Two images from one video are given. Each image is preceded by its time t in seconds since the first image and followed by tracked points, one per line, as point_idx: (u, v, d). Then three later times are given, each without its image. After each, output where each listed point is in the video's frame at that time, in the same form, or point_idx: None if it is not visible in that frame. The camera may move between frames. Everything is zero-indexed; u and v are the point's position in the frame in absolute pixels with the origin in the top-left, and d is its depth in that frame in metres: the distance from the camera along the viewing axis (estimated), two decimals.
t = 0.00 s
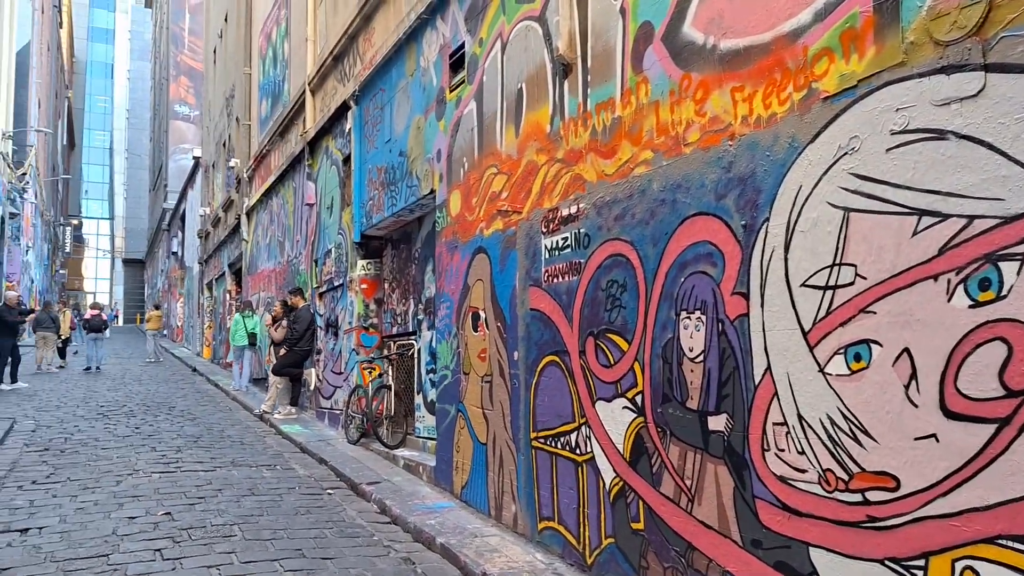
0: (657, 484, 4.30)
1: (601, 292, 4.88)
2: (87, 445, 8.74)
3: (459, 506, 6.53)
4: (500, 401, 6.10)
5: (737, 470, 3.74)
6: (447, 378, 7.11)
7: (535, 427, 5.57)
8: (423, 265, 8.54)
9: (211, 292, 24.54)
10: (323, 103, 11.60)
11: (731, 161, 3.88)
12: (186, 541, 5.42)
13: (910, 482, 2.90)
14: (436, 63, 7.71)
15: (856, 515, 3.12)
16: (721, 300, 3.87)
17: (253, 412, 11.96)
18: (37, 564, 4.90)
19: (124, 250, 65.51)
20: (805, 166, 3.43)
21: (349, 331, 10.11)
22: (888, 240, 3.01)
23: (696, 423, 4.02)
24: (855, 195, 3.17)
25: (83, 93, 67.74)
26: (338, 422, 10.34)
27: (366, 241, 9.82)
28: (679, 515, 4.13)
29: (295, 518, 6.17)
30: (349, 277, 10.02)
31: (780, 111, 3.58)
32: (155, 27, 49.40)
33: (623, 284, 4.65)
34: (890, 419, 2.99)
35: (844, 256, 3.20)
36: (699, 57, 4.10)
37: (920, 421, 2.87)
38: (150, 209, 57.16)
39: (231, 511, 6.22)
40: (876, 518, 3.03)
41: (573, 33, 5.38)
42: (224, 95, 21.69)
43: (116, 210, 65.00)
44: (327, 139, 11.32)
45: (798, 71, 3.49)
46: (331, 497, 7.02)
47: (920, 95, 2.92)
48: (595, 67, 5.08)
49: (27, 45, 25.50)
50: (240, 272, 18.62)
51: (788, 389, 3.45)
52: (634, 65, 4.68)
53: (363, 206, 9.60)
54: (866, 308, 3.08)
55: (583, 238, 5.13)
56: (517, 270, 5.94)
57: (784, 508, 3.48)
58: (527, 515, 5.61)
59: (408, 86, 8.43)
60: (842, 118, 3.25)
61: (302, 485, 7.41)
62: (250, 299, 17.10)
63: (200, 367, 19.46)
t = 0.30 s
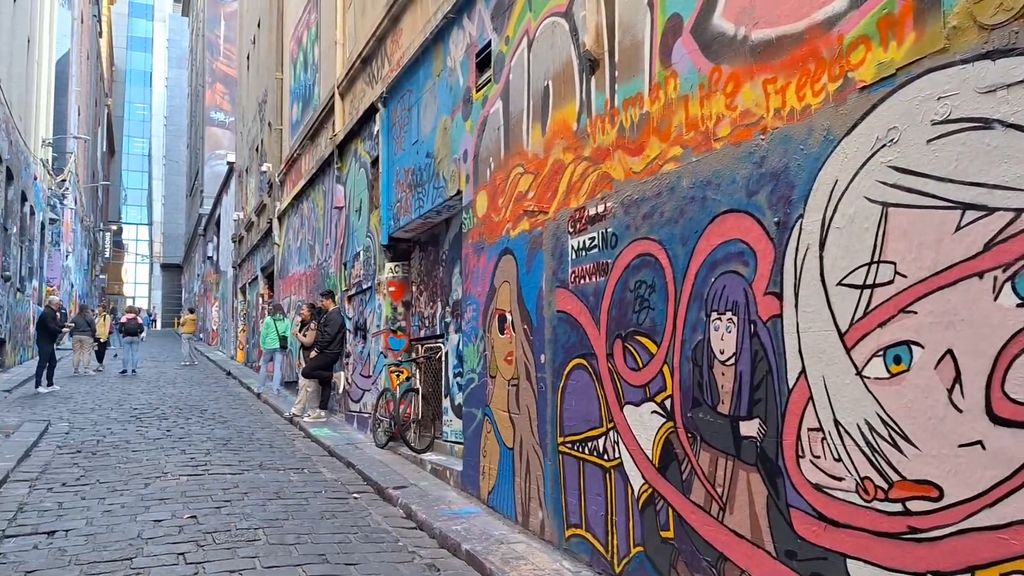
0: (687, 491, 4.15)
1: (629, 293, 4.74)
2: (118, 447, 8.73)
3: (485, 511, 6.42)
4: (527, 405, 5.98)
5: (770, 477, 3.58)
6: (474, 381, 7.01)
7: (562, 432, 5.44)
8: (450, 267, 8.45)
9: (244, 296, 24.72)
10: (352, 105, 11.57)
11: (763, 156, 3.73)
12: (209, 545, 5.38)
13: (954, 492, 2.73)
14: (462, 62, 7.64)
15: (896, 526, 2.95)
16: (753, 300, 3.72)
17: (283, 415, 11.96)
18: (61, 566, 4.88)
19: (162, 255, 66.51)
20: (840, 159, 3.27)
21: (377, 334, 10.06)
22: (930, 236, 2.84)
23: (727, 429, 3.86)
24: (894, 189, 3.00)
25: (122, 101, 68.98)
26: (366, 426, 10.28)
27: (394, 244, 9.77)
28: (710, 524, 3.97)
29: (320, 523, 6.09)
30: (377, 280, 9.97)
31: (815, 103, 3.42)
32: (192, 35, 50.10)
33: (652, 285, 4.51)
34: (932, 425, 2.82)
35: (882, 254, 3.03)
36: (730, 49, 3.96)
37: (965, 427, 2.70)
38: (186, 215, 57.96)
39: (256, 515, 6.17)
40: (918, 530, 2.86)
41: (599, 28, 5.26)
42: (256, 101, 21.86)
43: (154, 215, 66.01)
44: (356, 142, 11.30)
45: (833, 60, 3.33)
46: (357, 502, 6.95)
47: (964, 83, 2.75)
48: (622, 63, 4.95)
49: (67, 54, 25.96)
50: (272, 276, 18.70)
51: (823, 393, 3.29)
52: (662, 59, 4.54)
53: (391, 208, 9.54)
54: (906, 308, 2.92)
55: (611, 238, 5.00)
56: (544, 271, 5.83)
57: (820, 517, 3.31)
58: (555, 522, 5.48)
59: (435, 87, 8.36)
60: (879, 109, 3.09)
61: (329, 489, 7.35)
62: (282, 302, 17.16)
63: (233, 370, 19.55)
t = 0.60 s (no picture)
0: (738, 501, 3.94)
1: (677, 293, 4.55)
2: (169, 446, 8.81)
3: (531, 517, 6.27)
4: (572, 409, 5.82)
5: (827, 487, 3.36)
6: (519, 384, 6.88)
7: (608, 437, 5.27)
8: (496, 267, 8.34)
9: (297, 297, 25.05)
10: (400, 106, 11.56)
11: (819, 148, 3.51)
12: (252, 546, 5.35)
13: None
14: (508, 59, 7.53)
15: (963, 542, 2.72)
16: (808, 300, 3.50)
17: (331, 416, 11.99)
18: (105, 565, 4.90)
19: (220, 258, 67.98)
20: (902, 150, 3.04)
21: (423, 335, 10.00)
22: (1001, 230, 2.61)
23: (781, 436, 3.65)
24: (961, 181, 2.78)
25: (183, 108, 70.82)
26: (413, 428, 10.23)
27: (440, 244, 9.71)
28: (763, 535, 3.76)
29: (362, 526, 6.03)
30: (423, 281, 9.91)
31: (874, 90, 3.20)
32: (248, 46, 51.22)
33: (702, 284, 4.31)
34: (1004, 435, 2.59)
35: (948, 250, 2.81)
36: (783, 35, 3.75)
37: None
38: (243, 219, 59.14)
39: (299, 516, 6.13)
40: (987, 547, 2.63)
41: (647, 19, 5.08)
42: (309, 104, 22.09)
43: (213, 219, 67.57)
44: (403, 142, 11.27)
45: (894, 44, 3.10)
46: (401, 505, 6.87)
47: None
48: (671, 54, 4.77)
49: (129, 63, 26.68)
50: (324, 277, 18.87)
51: (884, 399, 3.06)
52: (712, 49, 4.34)
53: (437, 209, 9.48)
54: (975, 308, 2.69)
55: (658, 236, 4.81)
56: (589, 270, 5.67)
57: (880, 532, 3.09)
58: (601, 529, 5.31)
59: (481, 85, 8.26)
60: (945, 95, 2.86)
61: (373, 491, 7.29)
62: (332, 304, 17.27)
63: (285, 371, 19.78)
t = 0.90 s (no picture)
0: (821, 519, 3.69)
1: (755, 297, 4.31)
2: (246, 445, 8.96)
3: (602, 527, 6.09)
4: (646, 416, 5.62)
5: (917, 508, 3.10)
6: (591, 389, 6.71)
7: (682, 447, 5.05)
8: (568, 269, 8.18)
9: (374, 298, 25.39)
10: (473, 107, 11.51)
11: (909, 142, 3.24)
12: (320, 549, 5.34)
13: None
14: (580, 57, 7.38)
15: None
16: (897, 306, 3.23)
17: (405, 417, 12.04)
18: (178, 563, 4.96)
19: (303, 259, 69.71)
20: (1002, 143, 2.76)
21: (495, 338, 9.92)
22: None
23: (867, 451, 3.38)
24: None
25: (268, 114, 73.02)
26: (485, 431, 10.16)
27: (512, 246, 9.61)
28: (847, 557, 3.50)
29: (431, 531, 5.96)
30: (495, 283, 9.83)
31: (970, 80, 2.92)
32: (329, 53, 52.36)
33: (781, 288, 4.07)
34: None
35: None
36: (869, 22, 3.49)
37: None
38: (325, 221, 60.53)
39: (368, 520, 6.11)
40: None
41: (723, 10, 4.86)
42: (386, 108, 22.36)
43: (296, 222, 69.39)
44: (476, 143, 11.22)
45: (993, 29, 2.82)
46: (471, 510, 6.79)
47: None
48: (748, 46, 4.54)
49: (216, 71, 27.56)
50: (399, 279, 19.04)
51: (981, 414, 2.80)
52: (792, 40, 4.10)
53: (509, 210, 9.39)
54: None
55: (736, 236, 4.58)
56: (663, 273, 5.46)
57: (978, 558, 2.81)
58: (675, 542, 5.10)
59: (552, 84, 8.13)
60: None
61: (443, 495, 7.23)
62: (407, 305, 17.40)
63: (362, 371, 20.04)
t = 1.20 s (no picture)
0: (875, 535, 3.50)
1: (807, 302, 4.13)
2: (295, 446, 9.04)
3: (649, 536, 5.94)
4: (694, 424, 5.45)
5: (979, 526, 2.91)
6: (638, 395, 6.57)
7: (731, 456, 4.88)
8: (616, 272, 8.04)
9: (425, 301, 25.53)
10: (521, 109, 11.43)
11: (969, 140, 3.05)
12: (361, 554, 5.31)
13: None
14: (628, 56, 7.26)
15: None
16: (957, 313, 3.04)
17: (453, 420, 12.01)
18: (221, 565, 4.98)
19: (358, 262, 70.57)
20: None
21: (542, 341, 9.83)
22: None
23: (925, 465, 3.19)
24: None
25: (324, 119, 74.20)
26: (532, 435, 10.06)
27: (559, 249, 9.53)
28: None
29: (474, 537, 5.89)
30: (542, 286, 9.74)
31: None
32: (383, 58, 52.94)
33: (834, 293, 3.89)
34: None
35: None
36: (927, 14, 3.30)
37: None
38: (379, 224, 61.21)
39: (411, 524, 6.08)
40: None
41: (774, 5, 4.69)
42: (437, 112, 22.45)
43: (350, 225, 70.36)
44: (524, 145, 11.14)
45: None
46: (515, 517, 6.70)
47: None
48: (800, 42, 4.37)
49: (272, 77, 28.05)
50: (449, 281, 19.09)
51: None
52: (845, 34, 3.92)
53: (557, 212, 9.30)
54: None
55: (787, 239, 4.40)
56: (711, 276, 5.30)
57: None
58: (723, 554, 4.93)
59: (600, 84, 8.02)
60: None
61: (488, 501, 7.16)
62: (456, 307, 17.41)
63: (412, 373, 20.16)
